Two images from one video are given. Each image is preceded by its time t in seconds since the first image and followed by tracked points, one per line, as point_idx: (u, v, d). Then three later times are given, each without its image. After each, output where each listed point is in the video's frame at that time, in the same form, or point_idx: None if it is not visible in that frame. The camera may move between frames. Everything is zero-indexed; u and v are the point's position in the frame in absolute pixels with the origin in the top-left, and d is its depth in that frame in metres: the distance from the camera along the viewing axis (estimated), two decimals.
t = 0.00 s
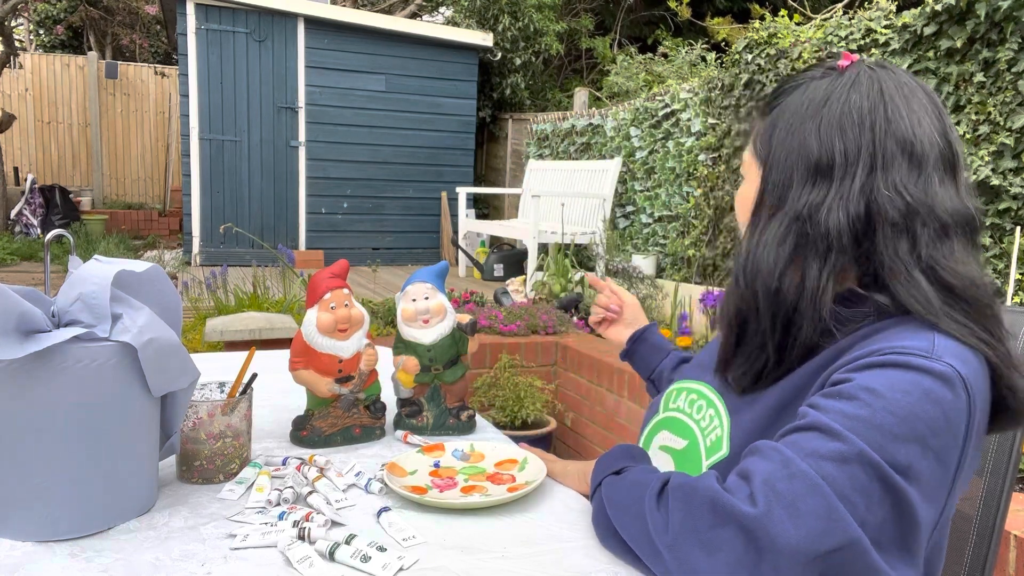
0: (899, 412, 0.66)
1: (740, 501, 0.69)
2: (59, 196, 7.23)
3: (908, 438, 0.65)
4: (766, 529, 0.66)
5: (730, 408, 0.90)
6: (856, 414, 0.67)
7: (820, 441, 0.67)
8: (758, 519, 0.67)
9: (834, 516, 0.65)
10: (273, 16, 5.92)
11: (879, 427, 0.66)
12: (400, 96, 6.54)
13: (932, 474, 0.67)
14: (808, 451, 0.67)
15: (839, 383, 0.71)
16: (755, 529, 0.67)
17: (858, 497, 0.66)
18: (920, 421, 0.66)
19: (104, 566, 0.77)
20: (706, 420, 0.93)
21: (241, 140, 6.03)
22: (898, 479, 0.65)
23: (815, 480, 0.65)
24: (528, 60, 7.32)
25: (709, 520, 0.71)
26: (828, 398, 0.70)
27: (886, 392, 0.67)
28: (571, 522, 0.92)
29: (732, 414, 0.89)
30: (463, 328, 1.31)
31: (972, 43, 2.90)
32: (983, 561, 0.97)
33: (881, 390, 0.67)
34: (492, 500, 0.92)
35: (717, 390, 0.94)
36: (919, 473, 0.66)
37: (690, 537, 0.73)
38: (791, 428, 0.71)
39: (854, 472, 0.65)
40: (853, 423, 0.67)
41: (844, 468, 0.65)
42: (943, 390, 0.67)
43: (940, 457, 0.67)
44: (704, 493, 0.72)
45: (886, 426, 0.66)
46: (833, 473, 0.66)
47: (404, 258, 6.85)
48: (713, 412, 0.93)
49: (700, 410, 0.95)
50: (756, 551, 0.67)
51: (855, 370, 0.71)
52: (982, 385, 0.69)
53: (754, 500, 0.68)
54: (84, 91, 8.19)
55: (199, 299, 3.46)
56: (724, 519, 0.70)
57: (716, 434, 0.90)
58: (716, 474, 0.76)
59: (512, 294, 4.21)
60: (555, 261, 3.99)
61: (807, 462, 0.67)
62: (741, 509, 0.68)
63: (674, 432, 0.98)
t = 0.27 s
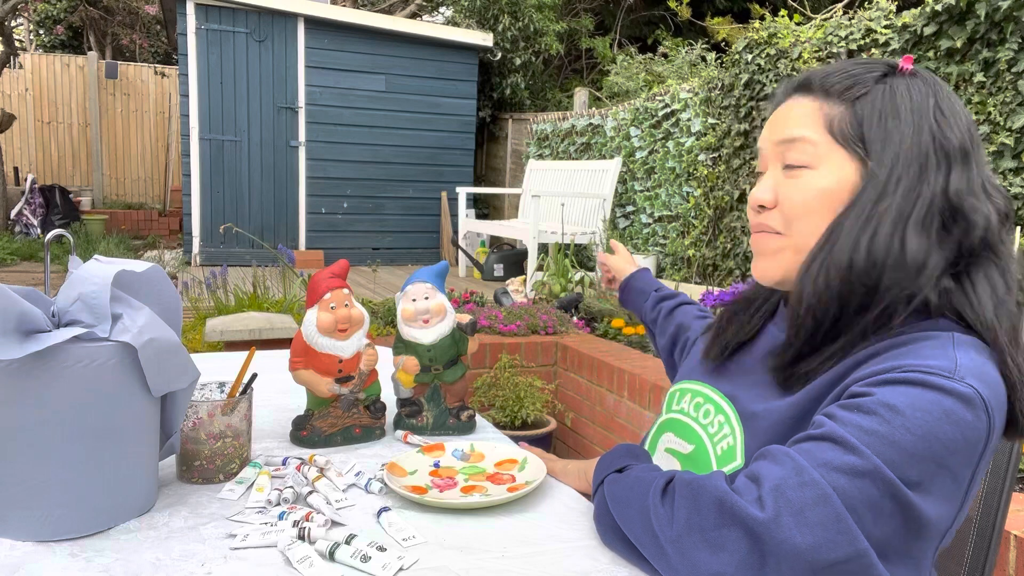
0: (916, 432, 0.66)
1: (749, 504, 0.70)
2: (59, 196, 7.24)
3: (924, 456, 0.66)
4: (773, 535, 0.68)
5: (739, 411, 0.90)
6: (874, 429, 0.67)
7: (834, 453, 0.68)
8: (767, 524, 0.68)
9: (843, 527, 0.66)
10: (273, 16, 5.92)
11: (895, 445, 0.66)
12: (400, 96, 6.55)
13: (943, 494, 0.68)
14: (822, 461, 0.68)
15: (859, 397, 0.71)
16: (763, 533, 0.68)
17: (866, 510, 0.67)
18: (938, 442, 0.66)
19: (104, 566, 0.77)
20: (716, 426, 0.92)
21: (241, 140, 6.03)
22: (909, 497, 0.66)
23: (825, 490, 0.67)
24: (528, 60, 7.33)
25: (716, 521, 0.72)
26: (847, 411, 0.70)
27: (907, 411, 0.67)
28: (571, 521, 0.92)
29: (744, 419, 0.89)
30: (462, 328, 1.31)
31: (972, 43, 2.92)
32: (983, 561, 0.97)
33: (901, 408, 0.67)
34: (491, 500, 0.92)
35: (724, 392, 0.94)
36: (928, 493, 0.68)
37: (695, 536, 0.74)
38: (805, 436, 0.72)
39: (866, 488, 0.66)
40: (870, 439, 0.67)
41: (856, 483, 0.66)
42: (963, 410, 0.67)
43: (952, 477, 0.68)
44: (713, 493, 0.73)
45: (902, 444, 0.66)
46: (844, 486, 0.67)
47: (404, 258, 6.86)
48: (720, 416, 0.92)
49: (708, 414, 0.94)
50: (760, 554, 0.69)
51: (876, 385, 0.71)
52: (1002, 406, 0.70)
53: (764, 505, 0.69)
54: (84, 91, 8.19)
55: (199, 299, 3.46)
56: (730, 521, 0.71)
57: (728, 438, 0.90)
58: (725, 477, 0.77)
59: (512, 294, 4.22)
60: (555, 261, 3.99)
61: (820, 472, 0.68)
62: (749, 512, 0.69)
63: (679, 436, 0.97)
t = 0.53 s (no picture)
0: (921, 434, 0.69)
1: (753, 508, 0.72)
2: (59, 196, 7.24)
3: (929, 457, 0.69)
4: (778, 538, 0.69)
5: (736, 418, 0.93)
6: (879, 431, 0.70)
7: (839, 456, 0.70)
8: (769, 527, 0.70)
9: (846, 530, 0.68)
10: (273, 16, 5.92)
11: (900, 446, 0.69)
12: (400, 96, 6.54)
13: (949, 494, 0.71)
14: (825, 464, 0.71)
15: (863, 400, 0.74)
16: (765, 536, 0.70)
17: (870, 513, 0.69)
18: (943, 443, 0.69)
19: (104, 566, 0.77)
20: (712, 432, 0.95)
21: (241, 140, 6.03)
22: (915, 498, 0.68)
23: (830, 494, 0.69)
24: (528, 60, 7.32)
25: (718, 523, 0.74)
26: (851, 412, 0.73)
27: (912, 412, 0.70)
28: (571, 521, 0.92)
29: (742, 427, 0.92)
30: (463, 328, 1.30)
31: (972, 43, 2.92)
32: (983, 561, 0.97)
33: (906, 410, 0.70)
34: (491, 500, 0.92)
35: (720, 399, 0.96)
36: (934, 493, 0.70)
37: (698, 538, 0.76)
38: (809, 440, 0.75)
39: (872, 489, 0.68)
40: (874, 441, 0.70)
41: (861, 485, 0.69)
42: (970, 412, 0.70)
43: (956, 477, 0.71)
44: (717, 496, 0.75)
45: (907, 446, 0.69)
46: (847, 489, 0.69)
47: (404, 258, 6.85)
48: (716, 422, 0.95)
49: (702, 419, 0.98)
50: (762, 557, 0.70)
51: (882, 388, 0.74)
52: (1003, 409, 0.73)
53: (766, 508, 0.71)
54: (84, 91, 8.19)
55: (200, 299, 3.46)
56: (732, 524, 0.73)
57: (724, 444, 0.93)
58: (730, 480, 0.79)
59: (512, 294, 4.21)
60: (555, 261, 3.99)
61: (824, 475, 0.70)
62: (752, 515, 0.71)
63: (674, 441, 1.01)
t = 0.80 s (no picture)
0: (918, 427, 0.70)
1: (751, 509, 0.73)
2: (59, 196, 7.24)
3: (926, 449, 0.70)
4: (776, 538, 0.70)
5: (727, 425, 0.93)
6: (875, 428, 0.71)
7: (836, 454, 0.71)
8: (767, 528, 0.70)
9: (844, 529, 0.68)
10: (273, 15, 5.92)
11: (896, 441, 0.70)
12: (400, 96, 6.54)
13: (950, 486, 0.72)
14: (822, 462, 0.72)
15: (859, 396, 0.75)
16: (762, 537, 0.70)
17: (870, 510, 0.69)
18: (939, 435, 0.71)
19: (104, 566, 0.77)
20: (704, 440, 0.95)
21: (241, 140, 6.03)
22: (914, 493, 0.69)
23: (827, 493, 0.69)
24: (528, 60, 7.32)
25: (716, 525, 0.75)
26: (847, 408, 0.75)
27: (907, 407, 0.71)
28: (571, 522, 0.92)
29: (736, 435, 0.91)
30: (463, 328, 1.30)
31: (972, 44, 2.93)
32: (983, 562, 0.96)
33: (900, 404, 0.72)
34: (491, 500, 0.92)
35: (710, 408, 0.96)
36: (935, 487, 0.71)
37: (696, 540, 0.76)
38: (806, 438, 0.75)
39: (871, 485, 0.69)
40: (870, 437, 0.71)
41: (859, 481, 0.70)
42: (966, 403, 0.72)
43: (955, 470, 0.72)
44: (714, 498, 0.76)
45: (904, 440, 0.70)
46: (845, 487, 0.70)
47: (404, 258, 6.85)
48: (707, 430, 0.95)
49: (692, 427, 0.98)
50: (761, 558, 0.71)
51: (877, 383, 0.75)
52: (997, 398, 0.75)
53: (765, 509, 0.72)
54: (84, 91, 8.19)
55: (200, 299, 3.46)
56: (729, 526, 0.73)
57: (718, 452, 0.93)
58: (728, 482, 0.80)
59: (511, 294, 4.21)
60: (555, 261, 3.99)
61: (821, 474, 0.71)
62: (749, 516, 0.72)
63: (665, 452, 1.00)
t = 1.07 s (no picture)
0: (914, 425, 0.71)
1: (747, 512, 0.73)
2: (59, 196, 7.24)
3: (922, 446, 0.71)
4: (773, 540, 0.70)
5: (723, 436, 0.92)
6: (871, 426, 0.72)
7: (831, 453, 0.72)
8: (764, 530, 0.70)
9: (841, 529, 0.69)
10: (273, 16, 5.92)
11: (893, 439, 0.71)
12: (400, 96, 6.55)
13: (949, 483, 0.72)
14: (818, 462, 0.72)
15: (853, 395, 0.76)
16: (758, 540, 0.71)
17: (867, 510, 0.70)
18: (935, 430, 0.71)
19: (104, 566, 0.77)
20: (699, 453, 0.94)
21: (241, 140, 6.03)
22: (912, 491, 0.70)
23: (824, 493, 0.70)
24: (528, 60, 7.32)
25: (712, 529, 0.75)
26: (841, 407, 0.75)
27: (902, 404, 0.72)
28: (571, 522, 0.92)
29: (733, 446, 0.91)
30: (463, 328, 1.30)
31: (972, 44, 2.94)
32: (983, 562, 0.96)
33: (895, 401, 0.73)
34: (491, 500, 0.92)
35: (702, 419, 0.96)
36: (934, 485, 0.71)
37: (692, 546, 0.76)
38: (802, 438, 0.76)
39: (868, 484, 0.70)
40: (866, 436, 0.72)
41: (855, 481, 0.70)
42: (961, 398, 0.72)
43: (953, 467, 0.73)
44: (709, 501, 0.76)
45: (899, 437, 0.71)
46: (841, 488, 0.70)
47: (404, 258, 6.85)
48: (702, 442, 0.94)
49: (686, 441, 0.97)
50: (757, 561, 0.71)
51: (872, 381, 0.76)
52: (993, 394, 0.76)
53: (760, 511, 0.72)
54: (84, 91, 8.19)
55: (199, 299, 3.46)
56: (725, 530, 0.74)
57: (715, 464, 0.92)
58: (724, 484, 0.80)
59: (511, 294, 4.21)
60: (555, 261, 3.99)
61: (817, 474, 0.71)
62: (745, 518, 0.72)
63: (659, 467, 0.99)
